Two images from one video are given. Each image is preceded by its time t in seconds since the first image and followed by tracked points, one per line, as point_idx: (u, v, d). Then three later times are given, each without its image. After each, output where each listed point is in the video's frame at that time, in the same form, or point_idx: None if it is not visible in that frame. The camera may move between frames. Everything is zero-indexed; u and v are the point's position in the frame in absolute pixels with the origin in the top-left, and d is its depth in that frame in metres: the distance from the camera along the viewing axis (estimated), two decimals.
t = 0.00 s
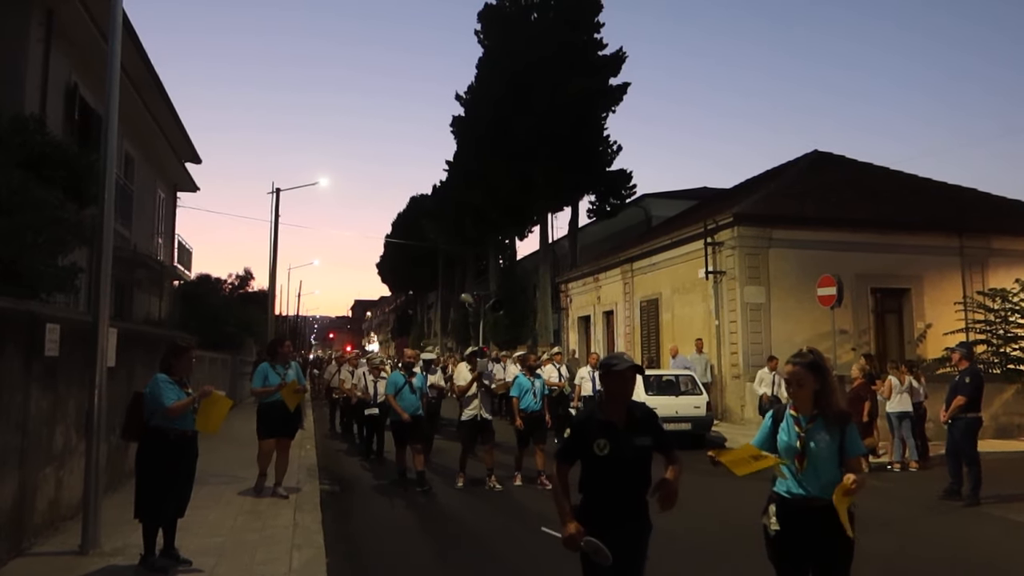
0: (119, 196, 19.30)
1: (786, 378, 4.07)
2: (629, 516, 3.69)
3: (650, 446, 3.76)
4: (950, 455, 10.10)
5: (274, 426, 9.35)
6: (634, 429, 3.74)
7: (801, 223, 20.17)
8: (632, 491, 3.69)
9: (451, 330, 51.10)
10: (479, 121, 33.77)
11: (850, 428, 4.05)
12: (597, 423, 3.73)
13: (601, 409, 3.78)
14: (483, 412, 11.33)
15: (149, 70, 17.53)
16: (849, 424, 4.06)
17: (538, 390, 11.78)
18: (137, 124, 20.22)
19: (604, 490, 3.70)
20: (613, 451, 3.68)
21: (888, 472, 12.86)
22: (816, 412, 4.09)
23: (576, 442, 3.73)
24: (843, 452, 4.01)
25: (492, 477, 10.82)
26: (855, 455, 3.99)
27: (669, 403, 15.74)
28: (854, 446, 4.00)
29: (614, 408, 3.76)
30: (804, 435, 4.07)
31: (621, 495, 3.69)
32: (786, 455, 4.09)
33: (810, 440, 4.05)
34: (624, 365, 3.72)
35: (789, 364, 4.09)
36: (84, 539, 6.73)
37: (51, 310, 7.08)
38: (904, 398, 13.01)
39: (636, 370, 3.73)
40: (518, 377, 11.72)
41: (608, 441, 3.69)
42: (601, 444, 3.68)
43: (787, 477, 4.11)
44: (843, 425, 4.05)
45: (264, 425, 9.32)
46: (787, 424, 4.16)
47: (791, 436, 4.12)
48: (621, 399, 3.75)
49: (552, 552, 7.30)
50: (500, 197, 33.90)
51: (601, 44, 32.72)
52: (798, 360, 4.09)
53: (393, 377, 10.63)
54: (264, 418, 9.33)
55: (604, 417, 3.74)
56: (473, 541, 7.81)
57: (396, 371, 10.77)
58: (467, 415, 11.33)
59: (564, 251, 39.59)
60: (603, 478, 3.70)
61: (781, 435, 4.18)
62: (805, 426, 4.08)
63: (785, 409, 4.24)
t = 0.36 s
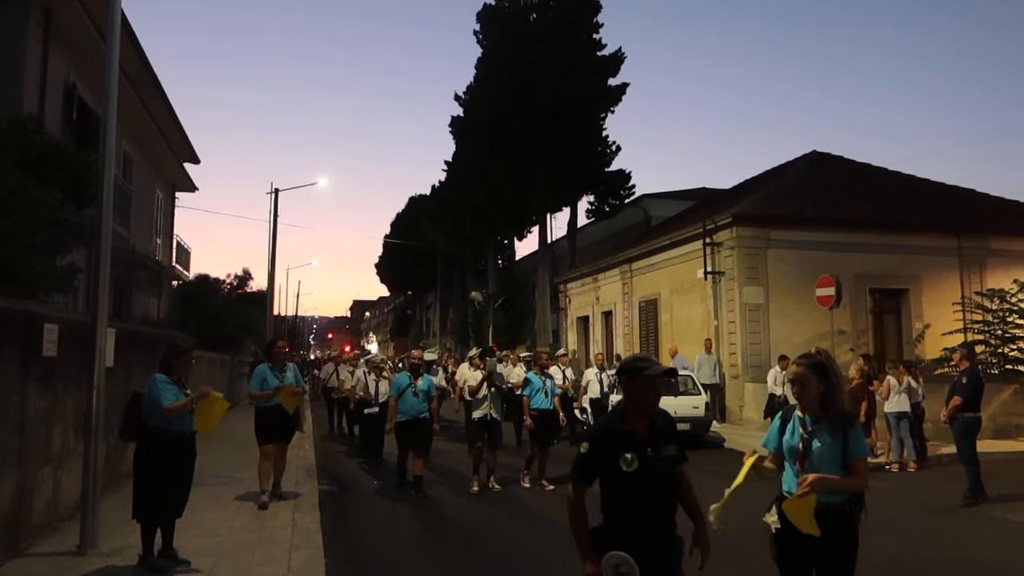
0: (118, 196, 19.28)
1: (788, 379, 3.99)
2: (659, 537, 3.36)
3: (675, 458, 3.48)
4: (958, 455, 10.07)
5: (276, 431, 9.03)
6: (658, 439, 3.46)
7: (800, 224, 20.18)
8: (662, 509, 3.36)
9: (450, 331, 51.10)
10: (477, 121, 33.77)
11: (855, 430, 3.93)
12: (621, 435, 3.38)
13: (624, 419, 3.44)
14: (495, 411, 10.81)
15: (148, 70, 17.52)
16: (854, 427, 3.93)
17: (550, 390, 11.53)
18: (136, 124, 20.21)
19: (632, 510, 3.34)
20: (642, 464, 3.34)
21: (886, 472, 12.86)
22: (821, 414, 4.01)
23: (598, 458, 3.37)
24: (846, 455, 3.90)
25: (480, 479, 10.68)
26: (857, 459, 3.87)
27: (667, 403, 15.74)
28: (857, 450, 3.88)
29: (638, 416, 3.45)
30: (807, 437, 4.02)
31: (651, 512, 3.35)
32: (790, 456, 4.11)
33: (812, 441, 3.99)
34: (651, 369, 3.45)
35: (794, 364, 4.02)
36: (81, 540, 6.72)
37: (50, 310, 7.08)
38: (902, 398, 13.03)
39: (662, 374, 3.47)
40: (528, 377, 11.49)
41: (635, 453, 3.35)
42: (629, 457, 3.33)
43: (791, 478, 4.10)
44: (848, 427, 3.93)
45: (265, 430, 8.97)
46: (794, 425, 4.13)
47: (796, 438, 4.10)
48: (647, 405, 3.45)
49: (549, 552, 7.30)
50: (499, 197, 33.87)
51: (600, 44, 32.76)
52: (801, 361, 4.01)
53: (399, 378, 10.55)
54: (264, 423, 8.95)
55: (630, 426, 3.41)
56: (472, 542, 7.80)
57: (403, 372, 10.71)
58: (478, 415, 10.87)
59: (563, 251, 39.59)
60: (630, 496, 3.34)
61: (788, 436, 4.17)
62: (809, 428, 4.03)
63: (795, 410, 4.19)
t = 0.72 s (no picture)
0: (116, 196, 19.26)
1: (789, 380, 4.00)
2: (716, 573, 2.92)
3: (733, 484, 3.08)
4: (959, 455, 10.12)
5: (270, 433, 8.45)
6: (721, 460, 3.06)
7: (798, 224, 20.20)
8: (720, 541, 2.94)
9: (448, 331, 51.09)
10: (476, 121, 33.76)
11: (856, 432, 3.90)
12: (687, 449, 2.94)
13: (689, 433, 3.01)
14: (501, 415, 10.55)
15: (146, 70, 17.50)
16: (853, 429, 3.91)
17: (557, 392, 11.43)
18: (134, 124, 20.18)
19: (690, 540, 2.90)
20: (707, 487, 2.92)
21: (885, 472, 12.87)
22: (822, 415, 4.01)
23: (658, 473, 2.92)
24: (845, 456, 3.88)
25: (489, 484, 10.33)
26: (856, 460, 3.84)
27: (665, 404, 15.77)
28: (856, 452, 3.85)
29: (704, 430, 3.04)
30: (808, 438, 4.02)
31: (709, 544, 2.91)
32: (791, 456, 4.12)
33: (813, 441, 3.99)
34: (728, 380, 3.08)
35: (796, 365, 4.02)
36: (80, 540, 6.71)
37: (47, 310, 7.05)
38: (901, 398, 13.05)
39: (741, 387, 3.10)
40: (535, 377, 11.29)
41: (701, 473, 2.92)
42: (695, 477, 2.90)
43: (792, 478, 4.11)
44: (848, 428, 3.91)
45: (256, 431, 8.38)
46: (796, 425, 4.14)
47: (798, 438, 4.11)
48: (713, 418, 3.05)
49: (548, 553, 7.30)
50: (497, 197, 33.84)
51: (598, 44, 32.80)
52: (803, 362, 4.01)
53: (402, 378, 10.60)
54: (256, 424, 8.40)
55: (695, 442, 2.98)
56: (471, 543, 7.81)
57: (406, 372, 10.72)
58: (483, 418, 10.53)
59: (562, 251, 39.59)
60: (688, 521, 2.90)
61: (790, 437, 4.19)
62: (811, 428, 4.03)
63: (798, 411, 4.20)
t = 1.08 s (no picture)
0: (114, 197, 19.24)
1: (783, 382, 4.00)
2: None
3: (834, 488, 2.91)
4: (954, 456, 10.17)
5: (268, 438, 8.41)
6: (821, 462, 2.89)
7: (796, 225, 20.22)
8: (825, 553, 2.76)
9: (446, 332, 51.09)
10: (475, 122, 33.77)
11: (853, 434, 3.88)
12: (779, 452, 2.78)
13: (782, 433, 2.86)
14: (501, 415, 10.56)
15: (143, 71, 17.48)
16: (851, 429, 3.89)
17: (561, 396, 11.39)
18: (132, 125, 20.17)
19: (787, 551, 2.74)
20: (806, 494, 2.76)
21: (883, 472, 12.89)
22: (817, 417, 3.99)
23: (749, 481, 2.78)
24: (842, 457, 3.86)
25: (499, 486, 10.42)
26: (852, 462, 3.83)
27: (663, 404, 15.78)
28: (852, 453, 3.85)
29: (797, 433, 2.88)
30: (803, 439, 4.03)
31: (807, 555, 2.74)
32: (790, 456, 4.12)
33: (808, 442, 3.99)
34: (823, 375, 2.93)
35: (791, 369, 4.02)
36: (78, 541, 6.70)
37: (45, 311, 7.05)
38: (899, 399, 13.02)
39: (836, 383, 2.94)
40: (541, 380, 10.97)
41: (797, 479, 2.76)
42: (792, 483, 2.74)
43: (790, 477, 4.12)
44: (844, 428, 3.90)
45: (255, 434, 8.38)
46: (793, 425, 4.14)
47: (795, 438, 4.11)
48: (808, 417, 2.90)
49: (545, 555, 7.30)
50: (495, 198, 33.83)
51: (597, 45, 32.81)
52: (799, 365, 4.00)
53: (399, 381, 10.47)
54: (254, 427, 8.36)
55: (790, 444, 2.82)
56: (469, 544, 7.82)
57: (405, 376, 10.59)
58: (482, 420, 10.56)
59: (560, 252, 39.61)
60: (785, 530, 2.74)
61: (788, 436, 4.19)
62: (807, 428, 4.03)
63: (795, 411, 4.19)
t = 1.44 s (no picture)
0: (111, 197, 19.23)
1: (781, 384, 4.00)
2: None
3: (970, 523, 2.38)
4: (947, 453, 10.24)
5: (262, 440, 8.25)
6: (953, 497, 2.36)
7: (794, 225, 20.23)
8: None
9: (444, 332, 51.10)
10: (472, 122, 33.77)
11: (848, 434, 3.89)
12: (906, 493, 2.26)
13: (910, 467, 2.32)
14: (506, 418, 10.27)
15: (141, 70, 17.47)
16: (847, 431, 3.91)
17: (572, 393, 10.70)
18: (129, 124, 20.15)
19: None
20: (946, 543, 2.23)
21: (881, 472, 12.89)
22: (814, 417, 4.00)
23: (878, 531, 2.24)
24: (837, 457, 3.87)
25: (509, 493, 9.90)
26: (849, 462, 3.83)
27: (661, 404, 15.77)
28: (848, 453, 3.84)
29: (926, 464, 2.35)
30: (800, 439, 4.01)
31: None
32: (785, 457, 4.10)
33: (806, 442, 3.97)
34: (962, 393, 2.35)
35: (788, 369, 4.01)
36: (75, 542, 6.69)
37: (41, 312, 7.04)
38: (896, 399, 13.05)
39: (978, 403, 2.38)
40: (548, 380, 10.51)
41: (936, 524, 2.23)
42: (930, 530, 2.21)
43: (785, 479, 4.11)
44: (841, 428, 3.91)
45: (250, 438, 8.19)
46: (789, 426, 4.13)
47: (791, 440, 4.10)
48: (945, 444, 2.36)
49: (541, 556, 7.30)
50: (493, 198, 33.82)
51: (595, 45, 32.80)
52: (796, 366, 3.99)
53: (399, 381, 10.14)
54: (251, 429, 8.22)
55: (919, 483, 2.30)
56: (468, 544, 7.83)
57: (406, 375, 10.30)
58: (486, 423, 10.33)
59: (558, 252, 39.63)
60: None
61: (782, 437, 4.18)
62: (803, 429, 4.02)
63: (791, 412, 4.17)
